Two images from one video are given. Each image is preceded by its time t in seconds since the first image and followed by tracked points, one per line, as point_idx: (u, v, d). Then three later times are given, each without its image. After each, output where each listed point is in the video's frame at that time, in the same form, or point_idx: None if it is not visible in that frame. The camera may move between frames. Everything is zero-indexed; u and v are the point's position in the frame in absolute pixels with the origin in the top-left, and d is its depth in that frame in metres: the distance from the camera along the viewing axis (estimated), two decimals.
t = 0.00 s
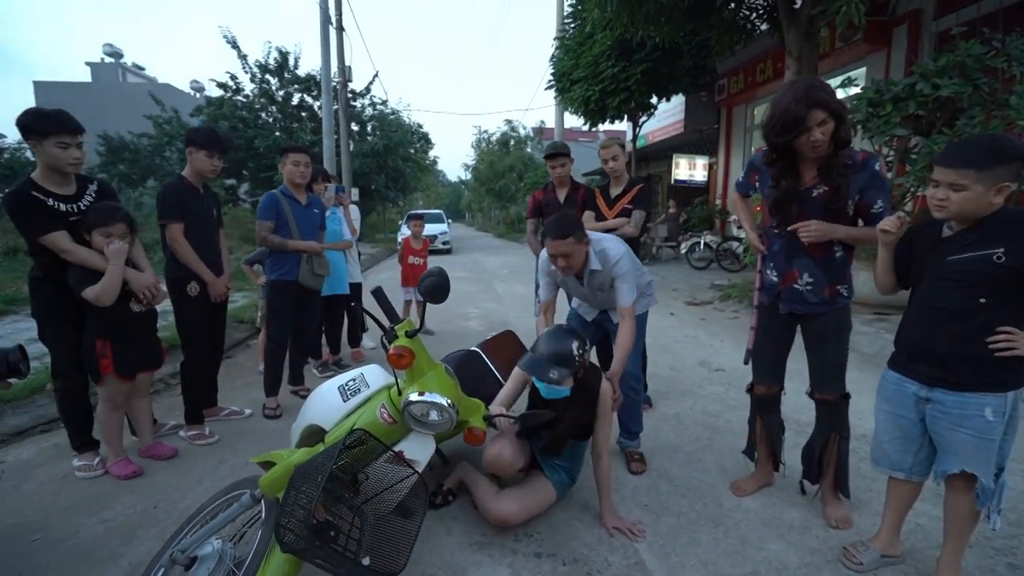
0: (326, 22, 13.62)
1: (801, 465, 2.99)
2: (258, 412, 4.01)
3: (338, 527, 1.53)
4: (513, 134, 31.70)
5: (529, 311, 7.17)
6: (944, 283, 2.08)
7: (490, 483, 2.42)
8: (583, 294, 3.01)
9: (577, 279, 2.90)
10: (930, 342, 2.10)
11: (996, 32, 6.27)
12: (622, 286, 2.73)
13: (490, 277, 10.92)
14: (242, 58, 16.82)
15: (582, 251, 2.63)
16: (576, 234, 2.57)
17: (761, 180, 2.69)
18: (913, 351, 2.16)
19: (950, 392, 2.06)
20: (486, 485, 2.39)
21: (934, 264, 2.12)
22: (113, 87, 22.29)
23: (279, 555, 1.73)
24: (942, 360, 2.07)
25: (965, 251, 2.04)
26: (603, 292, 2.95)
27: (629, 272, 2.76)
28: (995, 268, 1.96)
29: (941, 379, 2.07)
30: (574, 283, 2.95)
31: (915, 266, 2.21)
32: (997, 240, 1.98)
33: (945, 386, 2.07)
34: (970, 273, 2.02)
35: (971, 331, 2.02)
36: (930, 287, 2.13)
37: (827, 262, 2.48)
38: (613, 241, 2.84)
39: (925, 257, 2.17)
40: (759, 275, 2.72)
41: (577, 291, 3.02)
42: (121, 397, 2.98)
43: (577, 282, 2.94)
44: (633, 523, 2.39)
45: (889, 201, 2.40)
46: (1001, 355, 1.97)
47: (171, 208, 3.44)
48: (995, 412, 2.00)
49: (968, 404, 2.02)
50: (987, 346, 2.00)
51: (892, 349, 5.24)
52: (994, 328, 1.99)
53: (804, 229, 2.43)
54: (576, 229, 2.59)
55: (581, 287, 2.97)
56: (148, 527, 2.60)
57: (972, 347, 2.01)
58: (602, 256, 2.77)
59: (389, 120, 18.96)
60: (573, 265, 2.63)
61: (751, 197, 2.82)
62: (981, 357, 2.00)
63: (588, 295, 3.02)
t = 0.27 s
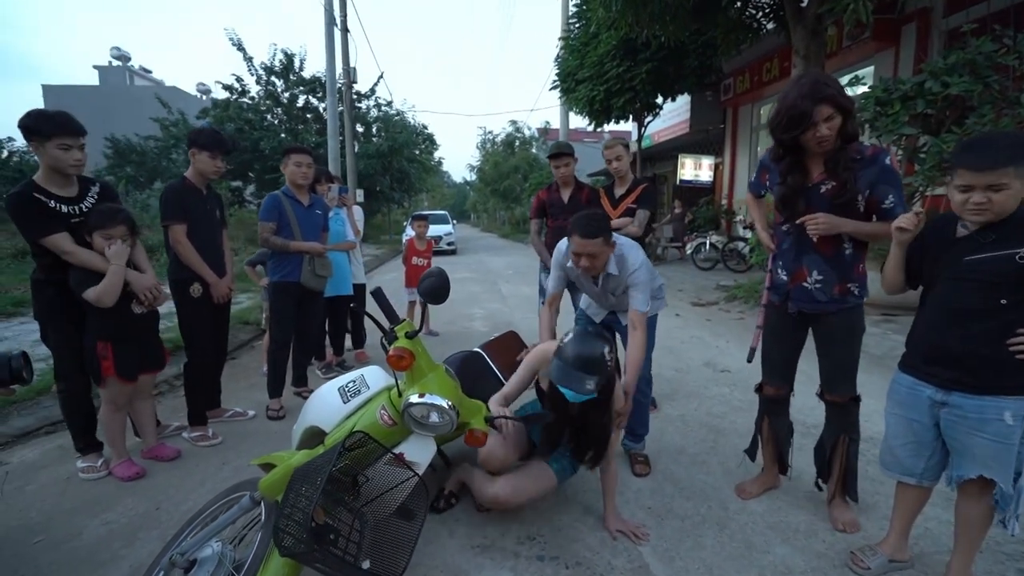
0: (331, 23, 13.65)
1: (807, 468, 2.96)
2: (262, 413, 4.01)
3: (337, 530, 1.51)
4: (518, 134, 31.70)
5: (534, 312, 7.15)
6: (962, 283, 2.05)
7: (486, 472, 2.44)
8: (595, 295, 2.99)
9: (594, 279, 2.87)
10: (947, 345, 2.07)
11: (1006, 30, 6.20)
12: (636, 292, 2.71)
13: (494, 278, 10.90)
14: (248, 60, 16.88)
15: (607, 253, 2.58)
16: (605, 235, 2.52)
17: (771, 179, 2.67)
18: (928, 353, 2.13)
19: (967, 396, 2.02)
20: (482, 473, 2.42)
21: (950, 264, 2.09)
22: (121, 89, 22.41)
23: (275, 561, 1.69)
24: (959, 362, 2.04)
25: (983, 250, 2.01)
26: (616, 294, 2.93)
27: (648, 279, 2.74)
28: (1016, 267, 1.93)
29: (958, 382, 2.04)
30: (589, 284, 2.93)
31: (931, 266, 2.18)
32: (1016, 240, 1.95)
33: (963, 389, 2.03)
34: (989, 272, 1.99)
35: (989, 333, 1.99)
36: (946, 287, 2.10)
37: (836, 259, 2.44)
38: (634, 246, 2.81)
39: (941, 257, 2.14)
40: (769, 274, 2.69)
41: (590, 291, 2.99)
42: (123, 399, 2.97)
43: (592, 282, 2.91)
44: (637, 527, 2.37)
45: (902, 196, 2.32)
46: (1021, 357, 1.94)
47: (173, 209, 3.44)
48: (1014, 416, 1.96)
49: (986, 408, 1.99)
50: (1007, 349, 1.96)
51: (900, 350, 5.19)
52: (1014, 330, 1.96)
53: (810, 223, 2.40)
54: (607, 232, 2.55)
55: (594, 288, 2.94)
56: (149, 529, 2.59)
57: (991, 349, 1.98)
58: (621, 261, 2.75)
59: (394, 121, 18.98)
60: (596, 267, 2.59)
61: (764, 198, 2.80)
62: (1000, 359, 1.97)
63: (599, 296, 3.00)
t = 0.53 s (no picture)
0: (326, 21, 13.57)
1: (804, 467, 2.95)
2: (254, 414, 3.97)
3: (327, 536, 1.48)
4: (514, 132, 31.67)
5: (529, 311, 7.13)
6: (965, 284, 2.02)
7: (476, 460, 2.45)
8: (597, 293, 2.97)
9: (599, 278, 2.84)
10: (949, 346, 2.05)
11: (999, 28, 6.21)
12: (642, 293, 2.68)
13: (490, 276, 10.88)
14: (242, 58, 16.79)
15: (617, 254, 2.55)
16: (618, 234, 2.49)
17: (772, 177, 2.65)
18: (930, 353, 2.11)
19: (970, 396, 2.01)
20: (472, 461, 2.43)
21: (952, 265, 2.07)
22: (115, 87, 22.31)
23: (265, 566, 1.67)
24: (963, 364, 2.02)
25: (986, 252, 1.99)
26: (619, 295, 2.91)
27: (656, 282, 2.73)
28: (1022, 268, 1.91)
29: (961, 382, 2.03)
30: (593, 282, 2.91)
31: (932, 267, 2.16)
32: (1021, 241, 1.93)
33: (966, 390, 2.02)
34: (995, 272, 1.96)
35: (993, 335, 1.98)
36: (948, 288, 2.08)
37: (834, 258, 2.42)
38: (642, 248, 2.79)
39: (943, 257, 2.11)
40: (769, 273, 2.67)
41: (594, 291, 2.96)
42: (111, 401, 2.93)
43: (598, 282, 2.89)
44: (633, 529, 2.35)
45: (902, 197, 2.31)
46: None
47: (164, 209, 3.39)
48: (1017, 417, 1.96)
49: (991, 408, 1.98)
50: (1012, 350, 1.95)
51: (895, 348, 5.19)
52: (1018, 331, 1.95)
53: (806, 218, 2.40)
54: (619, 230, 2.52)
55: (599, 288, 2.92)
56: (137, 534, 2.55)
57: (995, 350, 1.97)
58: (629, 261, 2.74)
59: (389, 119, 18.92)
60: (606, 266, 2.56)
61: (768, 196, 2.77)
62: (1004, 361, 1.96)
63: (601, 294, 2.97)
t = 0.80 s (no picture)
0: (319, 23, 13.55)
1: (799, 471, 2.94)
2: (245, 418, 3.93)
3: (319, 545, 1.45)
4: (508, 135, 31.70)
5: (523, 314, 7.11)
6: (962, 288, 2.02)
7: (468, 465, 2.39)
8: (595, 294, 2.95)
9: (599, 279, 2.82)
10: (946, 349, 2.05)
11: (988, 34, 6.25)
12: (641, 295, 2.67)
13: (484, 279, 10.85)
14: (235, 60, 16.73)
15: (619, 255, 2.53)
16: (621, 235, 2.47)
17: (772, 181, 2.64)
18: (927, 356, 2.11)
19: (965, 400, 2.00)
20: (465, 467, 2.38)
21: (953, 267, 2.06)
22: (107, 88, 22.19)
23: None
24: (958, 367, 2.02)
25: (986, 256, 1.97)
26: (618, 297, 2.89)
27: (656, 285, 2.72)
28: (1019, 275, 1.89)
29: (956, 386, 2.02)
30: (592, 284, 2.89)
31: (937, 268, 2.15)
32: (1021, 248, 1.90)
33: (961, 393, 2.01)
34: (992, 277, 1.95)
35: (988, 340, 1.97)
36: (947, 291, 2.07)
37: (833, 261, 2.41)
38: (643, 250, 2.78)
39: (948, 257, 2.10)
40: (768, 276, 2.66)
41: (593, 292, 2.94)
42: (100, 406, 2.89)
43: (597, 283, 2.87)
44: (629, 534, 2.33)
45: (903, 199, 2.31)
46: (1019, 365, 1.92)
47: (154, 211, 3.36)
48: (1011, 422, 1.94)
49: (984, 412, 1.97)
50: (1006, 356, 1.94)
51: (889, 351, 5.20)
52: (1013, 338, 1.93)
53: (803, 221, 2.39)
54: (622, 232, 2.50)
55: (598, 289, 2.90)
56: (125, 543, 2.52)
57: (989, 356, 1.96)
58: (630, 263, 2.73)
59: (383, 121, 18.88)
60: (607, 266, 2.53)
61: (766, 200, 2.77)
62: (997, 366, 1.95)
63: (600, 296, 2.95)
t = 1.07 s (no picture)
0: (312, 26, 13.52)
1: (794, 477, 2.93)
2: (235, 425, 3.89)
3: (310, 557, 1.42)
4: (502, 138, 31.72)
5: (516, 318, 7.09)
6: (954, 293, 2.02)
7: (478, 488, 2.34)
8: (590, 300, 2.94)
9: (595, 283, 2.81)
10: (939, 353, 2.04)
11: (978, 40, 6.30)
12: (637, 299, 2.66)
13: (477, 282, 10.82)
14: (227, 62, 16.66)
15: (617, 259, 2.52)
16: (621, 238, 2.47)
17: (773, 186, 2.63)
18: (921, 360, 2.10)
19: (956, 404, 1.99)
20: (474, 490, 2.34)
21: (947, 272, 2.07)
22: (98, 90, 22.05)
23: None
24: (951, 371, 2.00)
25: (980, 261, 1.96)
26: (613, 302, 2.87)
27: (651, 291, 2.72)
28: (1009, 282, 1.89)
29: (949, 390, 2.01)
30: (588, 288, 2.87)
31: (934, 272, 2.15)
32: (1013, 253, 1.89)
33: (953, 397, 2.00)
34: (984, 283, 1.94)
35: (979, 346, 1.95)
36: (942, 295, 2.07)
37: (833, 267, 2.39)
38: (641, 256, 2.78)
39: (944, 262, 2.11)
40: (767, 282, 2.65)
41: (589, 297, 2.92)
42: (85, 413, 2.85)
43: (594, 288, 2.85)
44: (624, 542, 2.31)
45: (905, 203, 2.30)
46: (1011, 370, 1.90)
47: (143, 215, 3.31)
48: (1001, 426, 1.93)
49: (974, 417, 1.96)
50: (997, 361, 1.92)
51: (882, 355, 5.21)
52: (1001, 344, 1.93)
53: (802, 225, 2.37)
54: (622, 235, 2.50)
55: (594, 294, 2.87)
56: (111, 554, 2.47)
57: (980, 361, 1.95)
58: (628, 268, 2.73)
59: (376, 124, 18.83)
60: (605, 270, 2.53)
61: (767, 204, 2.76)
62: (987, 370, 1.94)
63: (594, 301, 2.94)
